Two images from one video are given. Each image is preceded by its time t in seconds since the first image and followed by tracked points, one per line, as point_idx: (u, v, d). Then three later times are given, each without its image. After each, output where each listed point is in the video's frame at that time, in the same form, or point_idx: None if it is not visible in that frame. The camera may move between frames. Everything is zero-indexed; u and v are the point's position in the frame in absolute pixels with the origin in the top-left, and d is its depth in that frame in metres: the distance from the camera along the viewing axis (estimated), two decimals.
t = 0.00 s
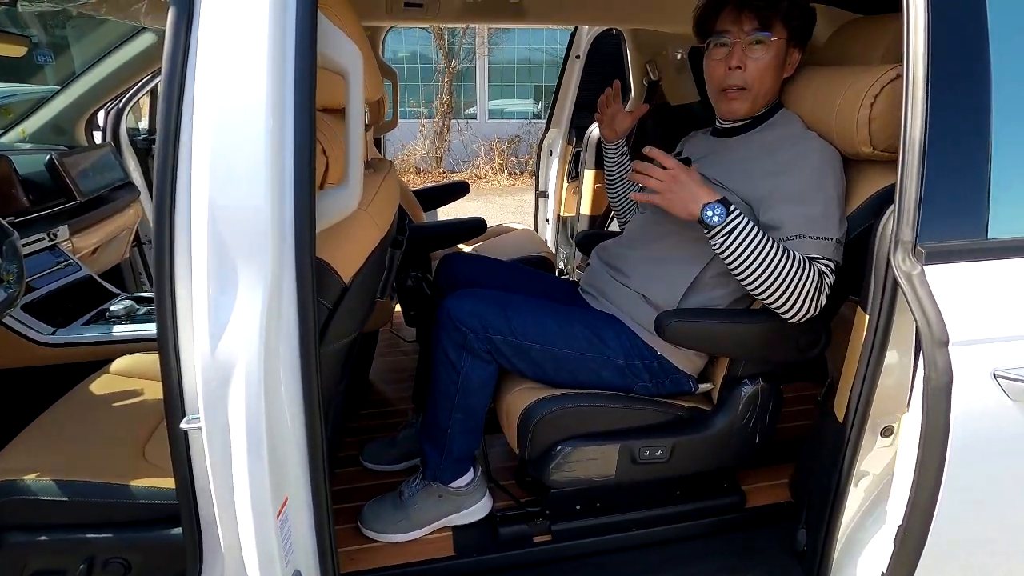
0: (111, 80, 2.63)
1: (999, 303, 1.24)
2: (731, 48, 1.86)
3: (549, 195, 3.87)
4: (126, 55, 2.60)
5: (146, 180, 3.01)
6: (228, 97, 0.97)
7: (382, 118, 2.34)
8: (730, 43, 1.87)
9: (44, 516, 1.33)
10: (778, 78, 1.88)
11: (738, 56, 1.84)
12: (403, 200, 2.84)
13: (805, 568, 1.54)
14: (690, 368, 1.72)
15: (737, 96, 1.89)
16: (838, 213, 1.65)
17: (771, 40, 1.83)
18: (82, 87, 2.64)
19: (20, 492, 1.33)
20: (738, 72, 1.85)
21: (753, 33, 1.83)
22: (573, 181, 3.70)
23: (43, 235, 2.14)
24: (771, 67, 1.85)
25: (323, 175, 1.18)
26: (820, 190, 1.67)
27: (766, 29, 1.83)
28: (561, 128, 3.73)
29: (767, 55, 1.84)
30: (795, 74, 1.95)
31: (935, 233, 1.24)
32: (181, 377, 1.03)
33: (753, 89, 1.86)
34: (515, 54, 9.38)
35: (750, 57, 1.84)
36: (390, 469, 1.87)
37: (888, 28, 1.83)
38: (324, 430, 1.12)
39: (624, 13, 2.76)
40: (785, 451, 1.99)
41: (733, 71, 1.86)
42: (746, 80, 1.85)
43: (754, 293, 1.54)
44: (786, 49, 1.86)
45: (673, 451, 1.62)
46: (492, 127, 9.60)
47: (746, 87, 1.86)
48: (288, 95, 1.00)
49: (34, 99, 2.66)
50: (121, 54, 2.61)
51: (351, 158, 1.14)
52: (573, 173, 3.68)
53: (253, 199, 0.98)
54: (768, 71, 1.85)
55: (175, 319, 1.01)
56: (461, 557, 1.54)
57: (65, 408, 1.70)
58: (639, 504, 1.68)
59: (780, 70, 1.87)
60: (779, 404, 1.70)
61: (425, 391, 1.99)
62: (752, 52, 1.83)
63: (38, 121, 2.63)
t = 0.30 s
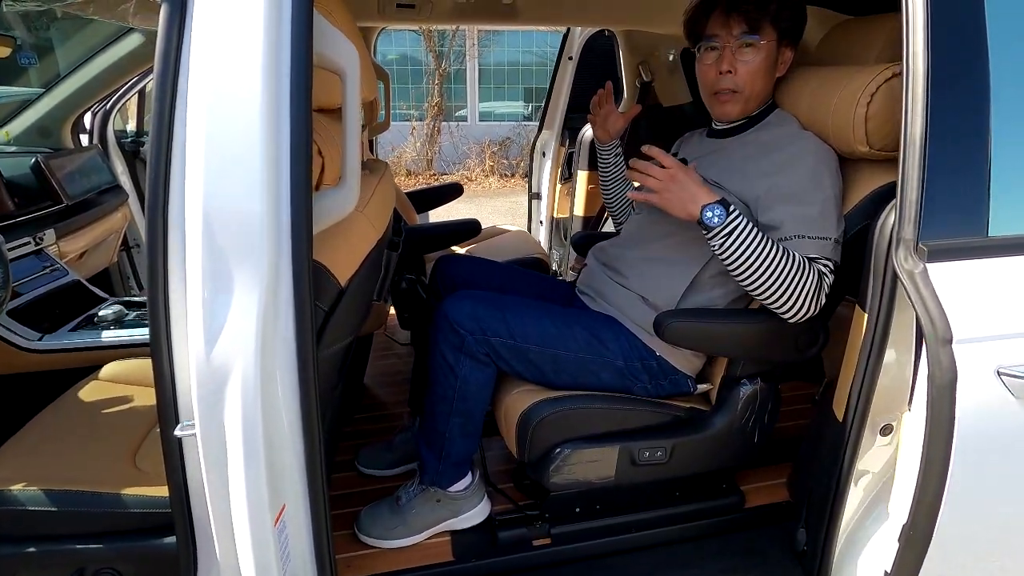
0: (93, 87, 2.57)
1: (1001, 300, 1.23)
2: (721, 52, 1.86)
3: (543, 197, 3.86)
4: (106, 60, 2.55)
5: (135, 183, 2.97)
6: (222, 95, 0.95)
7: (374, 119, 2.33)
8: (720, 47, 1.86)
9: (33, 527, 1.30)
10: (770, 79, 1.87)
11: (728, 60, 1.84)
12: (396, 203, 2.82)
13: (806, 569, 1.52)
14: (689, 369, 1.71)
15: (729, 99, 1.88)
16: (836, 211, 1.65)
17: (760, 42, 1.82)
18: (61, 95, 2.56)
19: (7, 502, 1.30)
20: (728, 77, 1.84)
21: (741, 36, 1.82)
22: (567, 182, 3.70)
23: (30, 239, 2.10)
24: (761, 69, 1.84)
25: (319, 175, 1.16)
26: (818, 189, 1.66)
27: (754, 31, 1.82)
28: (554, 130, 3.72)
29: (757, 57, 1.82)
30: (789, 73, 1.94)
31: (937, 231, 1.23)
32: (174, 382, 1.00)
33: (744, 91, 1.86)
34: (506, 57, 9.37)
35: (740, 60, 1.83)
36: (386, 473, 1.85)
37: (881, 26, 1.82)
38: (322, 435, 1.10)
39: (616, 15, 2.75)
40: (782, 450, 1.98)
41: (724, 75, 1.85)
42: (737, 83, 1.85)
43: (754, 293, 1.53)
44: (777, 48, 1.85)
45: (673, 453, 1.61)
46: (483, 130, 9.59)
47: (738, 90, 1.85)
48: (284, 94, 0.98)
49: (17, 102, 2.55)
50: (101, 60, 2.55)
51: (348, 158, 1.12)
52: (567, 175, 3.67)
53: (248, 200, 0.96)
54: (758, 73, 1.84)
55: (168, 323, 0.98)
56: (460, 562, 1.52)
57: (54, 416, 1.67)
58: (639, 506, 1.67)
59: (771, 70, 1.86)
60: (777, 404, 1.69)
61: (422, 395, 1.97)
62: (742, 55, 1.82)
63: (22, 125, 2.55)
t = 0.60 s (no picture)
0: (77, 88, 2.54)
1: (995, 301, 1.23)
2: (708, 56, 1.84)
3: (534, 199, 3.85)
4: (94, 62, 2.53)
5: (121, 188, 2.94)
6: (210, 99, 0.93)
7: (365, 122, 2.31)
8: (707, 50, 1.84)
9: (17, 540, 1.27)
10: (759, 81, 1.86)
11: (715, 64, 1.82)
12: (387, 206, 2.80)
13: (801, 569, 1.51)
14: (683, 372, 1.70)
15: (716, 103, 1.88)
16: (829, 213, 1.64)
17: (747, 46, 1.80)
18: (46, 99, 2.50)
19: None
20: (714, 81, 1.83)
21: (728, 40, 1.80)
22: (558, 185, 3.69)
23: (13, 244, 2.06)
24: (749, 73, 1.83)
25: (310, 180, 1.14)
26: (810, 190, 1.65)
27: (741, 35, 1.80)
28: (545, 132, 3.71)
29: (744, 61, 1.81)
30: (781, 75, 1.94)
31: (931, 233, 1.22)
32: (161, 392, 0.98)
33: (731, 95, 1.85)
34: (496, 59, 9.36)
35: (726, 65, 1.81)
36: (379, 479, 1.83)
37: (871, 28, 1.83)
38: (313, 444, 1.08)
39: (608, 18, 2.74)
40: (776, 452, 1.98)
41: (711, 79, 1.84)
42: (724, 88, 1.84)
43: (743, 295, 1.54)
44: (765, 51, 1.83)
45: (668, 456, 1.60)
46: (473, 132, 9.57)
47: (725, 94, 1.84)
48: (274, 97, 0.96)
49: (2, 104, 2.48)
50: (88, 62, 2.52)
51: (339, 161, 1.11)
52: (558, 177, 3.66)
53: (237, 204, 0.94)
54: (746, 76, 1.83)
55: (156, 331, 0.96)
56: (454, 569, 1.51)
57: (38, 426, 1.64)
58: (634, 509, 1.66)
59: (759, 73, 1.85)
60: (772, 406, 1.69)
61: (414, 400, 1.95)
62: (728, 59, 1.80)
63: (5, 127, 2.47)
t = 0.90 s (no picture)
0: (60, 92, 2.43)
1: (993, 298, 1.22)
2: (689, 63, 1.82)
3: (527, 201, 3.84)
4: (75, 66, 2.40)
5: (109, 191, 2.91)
6: (198, 97, 0.91)
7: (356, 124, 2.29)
8: (688, 57, 1.82)
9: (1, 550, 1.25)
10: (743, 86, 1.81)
11: (696, 72, 1.80)
12: (379, 208, 2.78)
13: (799, 570, 1.50)
14: (679, 372, 1.69)
15: (700, 110, 1.85)
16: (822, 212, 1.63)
17: (727, 53, 1.77)
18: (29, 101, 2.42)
19: None
20: (696, 89, 1.81)
21: (707, 47, 1.78)
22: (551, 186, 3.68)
23: None
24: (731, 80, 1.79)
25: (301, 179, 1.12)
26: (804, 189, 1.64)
27: (719, 40, 1.77)
28: (537, 134, 3.70)
29: (724, 68, 1.78)
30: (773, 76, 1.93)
31: (928, 231, 1.22)
32: (150, 396, 0.96)
33: (715, 102, 1.82)
34: (487, 62, 9.36)
35: (707, 72, 1.79)
36: (373, 484, 1.81)
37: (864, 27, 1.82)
38: (306, 448, 1.06)
39: (600, 19, 2.74)
40: (772, 451, 1.96)
41: (694, 86, 1.82)
42: (706, 95, 1.81)
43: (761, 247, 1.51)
44: (747, 52, 1.79)
45: (665, 457, 1.59)
46: (465, 135, 9.56)
47: (709, 100, 1.82)
48: (264, 96, 0.94)
49: None
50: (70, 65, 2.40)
51: (331, 161, 1.10)
52: (550, 178, 3.65)
53: (226, 204, 0.92)
54: (728, 80, 1.79)
55: (144, 334, 0.94)
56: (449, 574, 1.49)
57: (25, 433, 1.61)
58: (631, 511, 1.65)
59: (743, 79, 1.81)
60: (768, 405, 1.68)
61: (408, 404, 1.93)
62: (709, 66, 1.77)
63: None
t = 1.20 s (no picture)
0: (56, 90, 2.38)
1: (990, 296, 1.21)
2: (675, 77, 1.82)
3: (521, 203, 3.83)
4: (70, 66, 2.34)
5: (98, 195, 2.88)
6: (191, 97, 0.90)
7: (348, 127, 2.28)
8: (674, 71, 1.82)
9: None
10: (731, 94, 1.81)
11: (681, 86, 1.80)
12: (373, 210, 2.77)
13: (796, 570, 1.49)
14: (676, 374, 1.68)
15: (690, 121, 1.85)
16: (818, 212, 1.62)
17: (711, 65, 1.77)
18: (21, 100, 2.38)
19: None
20: (684, 102, 1.81)
21: (691, 61, 1.78)
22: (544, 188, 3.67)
23: None
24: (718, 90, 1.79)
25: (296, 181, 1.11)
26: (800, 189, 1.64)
27: (701, 54, 1.77)
28: (530, 136, 3.69)
29: (710, 80, 1.78)
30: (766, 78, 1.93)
31: (926, 231, 1.21)
32: (142, 402, 0.95)
33: (704, 113, 1.82)
34: (479, 65, 9.35)
35: (694, 84, 1.79)
36: (369, 489, 1.79)
37: (857, 28, 1.82)
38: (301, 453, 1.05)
39: (593, 21, 2.73)
40: (768, 452, 1.96)
41: (681, 100, 1.82)
42: (695, 107, 1.81)
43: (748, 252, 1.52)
44: (731, 64, 1.78)
45: (662, 458, 1.57)
46: (457, 138, 9.55)
47: (698, 112, 1.82)
48: (258, 97, 0.93)
49: None
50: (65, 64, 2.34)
51: (326, 164, 1.08)
52: (544, 181, 3.64)
53: (219, 206, 0.91)
54: (712, 91, 1.79)
55: (135, 339, 0.92)
56: None
57: (13, 440, 1.59)
58: (628, 513, 1.64)
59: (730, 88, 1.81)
60: (764, 406, 1.67)
61: (404, 407, 1.92)
62: (694, 79, 1.78)
63: None
